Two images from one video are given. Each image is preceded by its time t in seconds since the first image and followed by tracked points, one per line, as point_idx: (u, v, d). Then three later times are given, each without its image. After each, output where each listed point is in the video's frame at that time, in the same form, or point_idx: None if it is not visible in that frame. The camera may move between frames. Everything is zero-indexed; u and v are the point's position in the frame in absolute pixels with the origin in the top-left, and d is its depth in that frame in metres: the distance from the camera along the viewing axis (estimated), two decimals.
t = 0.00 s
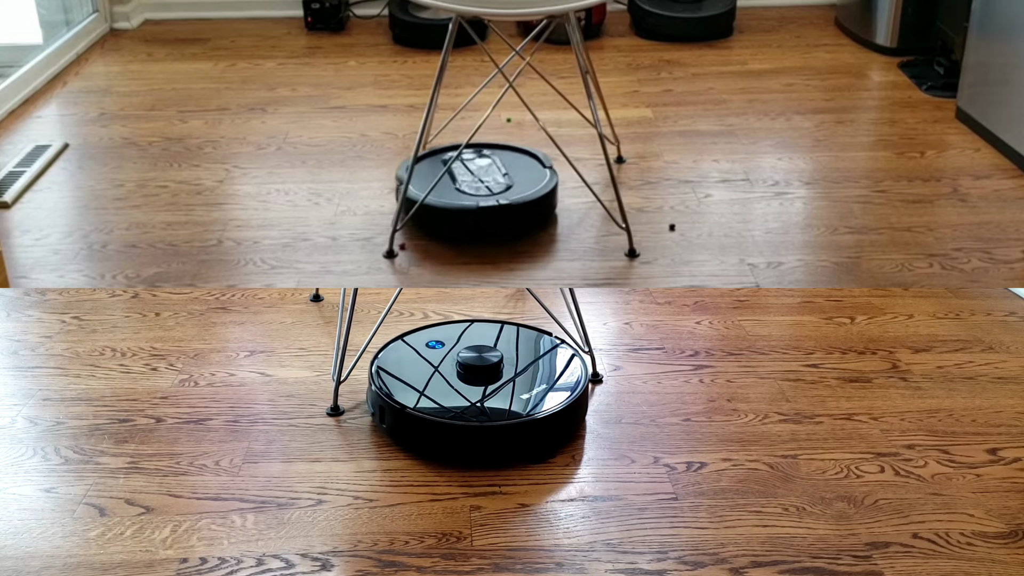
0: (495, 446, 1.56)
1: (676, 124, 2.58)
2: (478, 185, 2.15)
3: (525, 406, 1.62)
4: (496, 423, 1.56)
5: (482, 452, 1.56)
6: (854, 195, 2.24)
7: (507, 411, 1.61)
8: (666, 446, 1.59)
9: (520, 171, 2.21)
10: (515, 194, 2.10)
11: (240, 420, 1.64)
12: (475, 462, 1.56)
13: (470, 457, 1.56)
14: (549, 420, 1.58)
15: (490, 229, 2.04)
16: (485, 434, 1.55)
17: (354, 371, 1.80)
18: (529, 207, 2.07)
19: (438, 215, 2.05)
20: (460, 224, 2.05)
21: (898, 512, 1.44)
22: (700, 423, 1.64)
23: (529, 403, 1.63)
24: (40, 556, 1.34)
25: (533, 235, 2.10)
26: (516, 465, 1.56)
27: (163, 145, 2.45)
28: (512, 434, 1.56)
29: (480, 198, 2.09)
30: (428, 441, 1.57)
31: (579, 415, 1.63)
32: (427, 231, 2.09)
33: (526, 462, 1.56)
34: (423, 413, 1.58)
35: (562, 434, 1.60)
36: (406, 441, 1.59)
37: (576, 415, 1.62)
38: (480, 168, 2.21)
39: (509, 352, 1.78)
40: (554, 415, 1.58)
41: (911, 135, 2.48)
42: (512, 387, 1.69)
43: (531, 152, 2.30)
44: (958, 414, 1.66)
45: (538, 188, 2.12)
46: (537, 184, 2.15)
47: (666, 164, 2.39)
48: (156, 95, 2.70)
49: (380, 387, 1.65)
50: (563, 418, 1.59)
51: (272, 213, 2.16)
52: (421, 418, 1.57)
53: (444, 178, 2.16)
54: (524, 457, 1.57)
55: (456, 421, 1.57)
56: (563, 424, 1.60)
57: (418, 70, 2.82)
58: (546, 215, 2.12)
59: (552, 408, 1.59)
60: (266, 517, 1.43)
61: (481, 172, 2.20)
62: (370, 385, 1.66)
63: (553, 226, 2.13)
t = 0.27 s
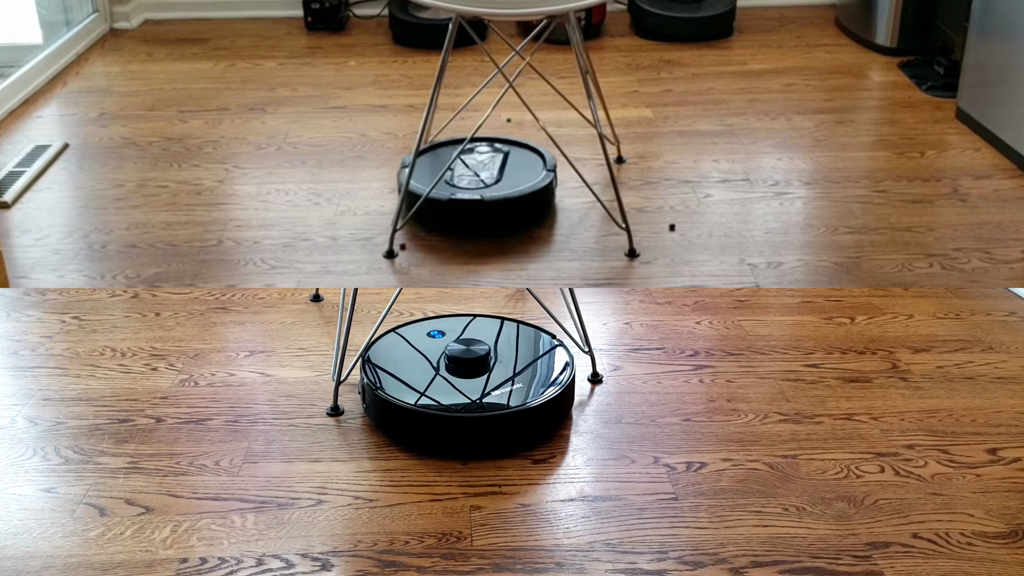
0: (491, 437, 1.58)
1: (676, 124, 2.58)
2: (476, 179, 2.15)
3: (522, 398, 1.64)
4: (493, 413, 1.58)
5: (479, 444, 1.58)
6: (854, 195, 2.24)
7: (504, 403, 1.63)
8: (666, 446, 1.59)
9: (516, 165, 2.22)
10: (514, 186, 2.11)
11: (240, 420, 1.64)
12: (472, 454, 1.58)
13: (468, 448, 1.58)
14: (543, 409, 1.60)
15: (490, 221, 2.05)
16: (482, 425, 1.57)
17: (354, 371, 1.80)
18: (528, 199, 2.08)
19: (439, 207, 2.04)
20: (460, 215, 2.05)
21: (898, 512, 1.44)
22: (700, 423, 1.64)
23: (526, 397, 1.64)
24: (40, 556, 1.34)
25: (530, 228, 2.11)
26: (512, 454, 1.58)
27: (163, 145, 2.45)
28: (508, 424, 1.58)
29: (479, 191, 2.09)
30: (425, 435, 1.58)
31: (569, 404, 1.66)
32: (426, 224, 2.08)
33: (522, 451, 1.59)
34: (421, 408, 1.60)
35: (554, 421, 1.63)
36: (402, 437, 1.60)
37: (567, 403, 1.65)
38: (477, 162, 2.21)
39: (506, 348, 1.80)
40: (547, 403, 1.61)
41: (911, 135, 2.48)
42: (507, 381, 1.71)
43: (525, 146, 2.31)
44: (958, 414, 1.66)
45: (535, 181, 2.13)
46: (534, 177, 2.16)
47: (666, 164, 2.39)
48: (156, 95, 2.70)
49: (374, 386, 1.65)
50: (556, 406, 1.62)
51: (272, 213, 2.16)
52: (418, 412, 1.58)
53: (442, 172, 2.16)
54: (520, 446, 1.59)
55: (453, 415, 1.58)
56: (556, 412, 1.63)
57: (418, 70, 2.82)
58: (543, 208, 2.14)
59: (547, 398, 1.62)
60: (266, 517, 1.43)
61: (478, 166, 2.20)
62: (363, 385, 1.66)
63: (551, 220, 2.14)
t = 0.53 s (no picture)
0: (492, 438, 1.58)
1: (676, 124, 2.58)
2: (479, 172, 2.17)
3: (523, 399, 1.64)
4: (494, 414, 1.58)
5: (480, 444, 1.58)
6: (854, 195, 2.24)
7: (504, 404, 1.63)
8: (666, 446, 1.59)
9: (519, 159, 2.24)
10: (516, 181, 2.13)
11: (240, 420, 1.64)
12: (472, 454, 1.58)
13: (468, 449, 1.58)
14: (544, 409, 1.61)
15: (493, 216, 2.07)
16: (483, 425, 1.57)
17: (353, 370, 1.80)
18: (531, 194, 2.10)
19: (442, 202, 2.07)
20: (462, 210, 2.08)
21: (898, 512, 1.44)
22: (700, 423, 1.65)
23: (526, 399, 1.64)
24: (40, 556, 1.34)
25: (533, 222, 2.14)
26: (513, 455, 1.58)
27: (163, 145, 2.45)
28: (509, 425, 1.58)
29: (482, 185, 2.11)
30: (425, 435, 1.58)
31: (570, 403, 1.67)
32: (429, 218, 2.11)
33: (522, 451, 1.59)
34: (421, 408, 1.60)
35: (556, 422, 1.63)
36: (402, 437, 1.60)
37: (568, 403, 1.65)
38: (480, 156, 2.23)
39: (506, 348, 1.80)
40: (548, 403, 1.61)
41: (911, 135, 2.48)
42: (508, 382, 1.71)
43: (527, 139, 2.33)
44: (958, 414, 1.66)
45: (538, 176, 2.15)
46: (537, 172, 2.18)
47: (666, 164, 2.39)
48: (156, 95, 2.70)
49: (374, 387, 1.64)
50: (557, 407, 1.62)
51: (272, 214, 2.16)
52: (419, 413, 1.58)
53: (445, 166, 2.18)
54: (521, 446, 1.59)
55: (453, 417, 1.58)
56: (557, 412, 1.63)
57: (418, 70, 2.82)
58: (546, 202, 2.16)
59: (548, 398, 1.62)
60: (266, 517, 1.43)
61: (481, 159, 2.22)
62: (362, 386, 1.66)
63: (553, 216, 2.16)
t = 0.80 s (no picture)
0: (492, 437, 1.58)
1: (676, 124, 2.58)
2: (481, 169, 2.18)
3: (523, 399, 1.64)
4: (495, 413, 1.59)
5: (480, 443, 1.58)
6: (854, 195, 2.24)
7: (505, 403, 1.63)
8: (666, 446, 1.59)
9: (522, 156, 2.25)
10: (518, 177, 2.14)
11: (240, 420, 1.64)
12: (472, 454, 1.58)
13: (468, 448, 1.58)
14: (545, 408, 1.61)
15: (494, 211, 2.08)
16: (484, 425, 1.58)
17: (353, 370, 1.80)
18: (533, 190, 2.11)
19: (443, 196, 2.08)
20: (464, 205, 2.10)
21: (898, 512, 1.44)
22: (700, 423, 1.65)
23: (526, 399, 1.64)
24: (40, 556, 1.34)
25: (535, 219, 2.15)
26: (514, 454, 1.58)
27: (163, 145, 2.45)
28: (510, 424, 1.58)
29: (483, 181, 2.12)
30: (425, 434, 1.58)
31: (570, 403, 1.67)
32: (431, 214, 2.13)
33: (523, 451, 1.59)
34: (422, 408, 1.60)
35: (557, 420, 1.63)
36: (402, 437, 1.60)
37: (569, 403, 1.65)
38: (482, 154, 2.24)
39: (506, 348, 1.80)
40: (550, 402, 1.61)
41: (911, 135, 2.48)
42: (508, 381, 1.71)
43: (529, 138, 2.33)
44: (958, 414, 1.66)
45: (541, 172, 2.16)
46: (539, 168, 2.19)
47: (666, 164, 2.39)
48: (156, 95, 2.70)
49: (374, 387, 1.65)
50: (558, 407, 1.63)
51: (272, 214, 2.16)
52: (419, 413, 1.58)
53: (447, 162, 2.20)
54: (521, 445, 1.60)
55: (453, 416, 1.58)
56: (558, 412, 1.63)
57: (418, 70, 2.82)
58: (549, 199, 2.17)
59: (549, 398, 1.62)
60: (266, 517, 1.43)
61: (484, 156, 2.24)
62: (363, 388, 1.66)
63: (554, 216, 2.17)
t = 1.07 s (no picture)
0: (491, 437, 1.58)
1: (676, 124, 2.58)
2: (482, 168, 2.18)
3: (524, 399, 1.64)
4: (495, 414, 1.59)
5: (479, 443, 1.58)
6: (854, 195, 2.24)
7: (505, 404, 1.63)
8: (666, 446, 1.59)
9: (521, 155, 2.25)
10: (518, 176, 2.14)
11: (240, 421, 1.64)
12: (471, 454, 1.58)
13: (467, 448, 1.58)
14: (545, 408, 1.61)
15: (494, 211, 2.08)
16: (483, 425, 1.58)
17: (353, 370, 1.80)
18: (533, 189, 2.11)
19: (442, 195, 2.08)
20: (463, 204, 2.09)
21: (898, 512, 1.44)
22: (700, 423, 1.64)
23: (526, 399, 1.64)
24: (40, 556, 1.34)
25: (536, 219, 2.14)
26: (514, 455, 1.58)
27: (163, 145, 2.45)
28: (510, 424, 1.58)
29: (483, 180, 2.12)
30: (424, 435, 1.58)
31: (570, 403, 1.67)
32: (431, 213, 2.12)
33: (523, 451, 1.59)
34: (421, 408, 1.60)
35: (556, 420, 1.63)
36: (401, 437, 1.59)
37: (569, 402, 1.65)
38: (483, 153, 2.24)
39: (507, 348, 1.80)
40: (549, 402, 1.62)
41: (911, 135, 2.48)
42: (509, 382, 1.71)
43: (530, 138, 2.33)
44: (958, 414, 1.66)
45: (541, 171, 2.16)
46: (539, 168, 2.19)
47: (666, 164, 2.39)
48: (156, 95, 2.70)
49: (374, 388, 1.65)
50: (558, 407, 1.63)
51: (272, 214, 2.16)
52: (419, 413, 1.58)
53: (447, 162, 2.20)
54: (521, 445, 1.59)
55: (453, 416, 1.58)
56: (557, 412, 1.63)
57: (418, 70, 2.82)
58: (549, 198, 2.17)
59: (549, 398, 1.63)
60: (266, 518, 1.43)
61: (484, 156, 2.24)
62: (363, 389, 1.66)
63: (555, 215, 2.17)
